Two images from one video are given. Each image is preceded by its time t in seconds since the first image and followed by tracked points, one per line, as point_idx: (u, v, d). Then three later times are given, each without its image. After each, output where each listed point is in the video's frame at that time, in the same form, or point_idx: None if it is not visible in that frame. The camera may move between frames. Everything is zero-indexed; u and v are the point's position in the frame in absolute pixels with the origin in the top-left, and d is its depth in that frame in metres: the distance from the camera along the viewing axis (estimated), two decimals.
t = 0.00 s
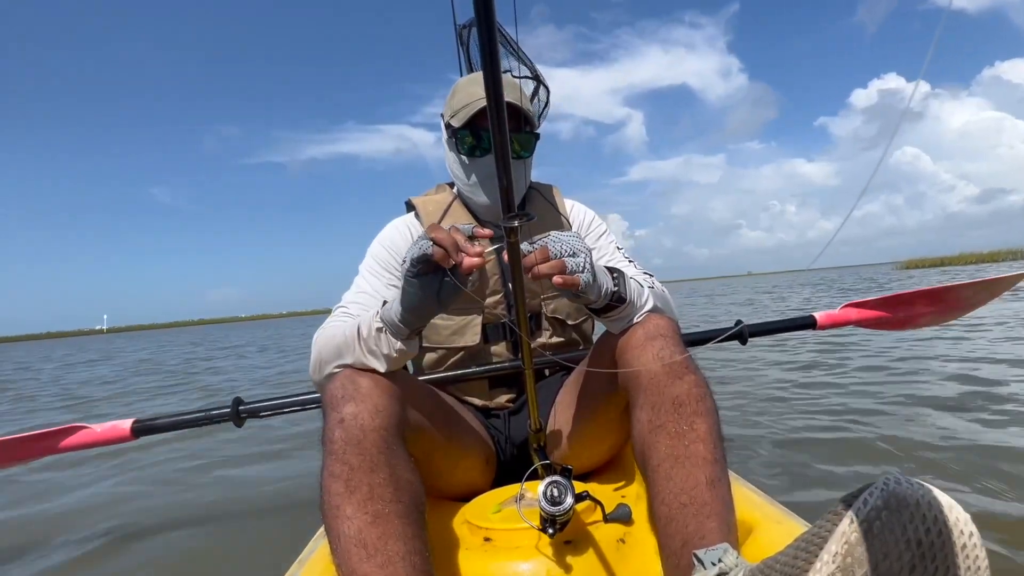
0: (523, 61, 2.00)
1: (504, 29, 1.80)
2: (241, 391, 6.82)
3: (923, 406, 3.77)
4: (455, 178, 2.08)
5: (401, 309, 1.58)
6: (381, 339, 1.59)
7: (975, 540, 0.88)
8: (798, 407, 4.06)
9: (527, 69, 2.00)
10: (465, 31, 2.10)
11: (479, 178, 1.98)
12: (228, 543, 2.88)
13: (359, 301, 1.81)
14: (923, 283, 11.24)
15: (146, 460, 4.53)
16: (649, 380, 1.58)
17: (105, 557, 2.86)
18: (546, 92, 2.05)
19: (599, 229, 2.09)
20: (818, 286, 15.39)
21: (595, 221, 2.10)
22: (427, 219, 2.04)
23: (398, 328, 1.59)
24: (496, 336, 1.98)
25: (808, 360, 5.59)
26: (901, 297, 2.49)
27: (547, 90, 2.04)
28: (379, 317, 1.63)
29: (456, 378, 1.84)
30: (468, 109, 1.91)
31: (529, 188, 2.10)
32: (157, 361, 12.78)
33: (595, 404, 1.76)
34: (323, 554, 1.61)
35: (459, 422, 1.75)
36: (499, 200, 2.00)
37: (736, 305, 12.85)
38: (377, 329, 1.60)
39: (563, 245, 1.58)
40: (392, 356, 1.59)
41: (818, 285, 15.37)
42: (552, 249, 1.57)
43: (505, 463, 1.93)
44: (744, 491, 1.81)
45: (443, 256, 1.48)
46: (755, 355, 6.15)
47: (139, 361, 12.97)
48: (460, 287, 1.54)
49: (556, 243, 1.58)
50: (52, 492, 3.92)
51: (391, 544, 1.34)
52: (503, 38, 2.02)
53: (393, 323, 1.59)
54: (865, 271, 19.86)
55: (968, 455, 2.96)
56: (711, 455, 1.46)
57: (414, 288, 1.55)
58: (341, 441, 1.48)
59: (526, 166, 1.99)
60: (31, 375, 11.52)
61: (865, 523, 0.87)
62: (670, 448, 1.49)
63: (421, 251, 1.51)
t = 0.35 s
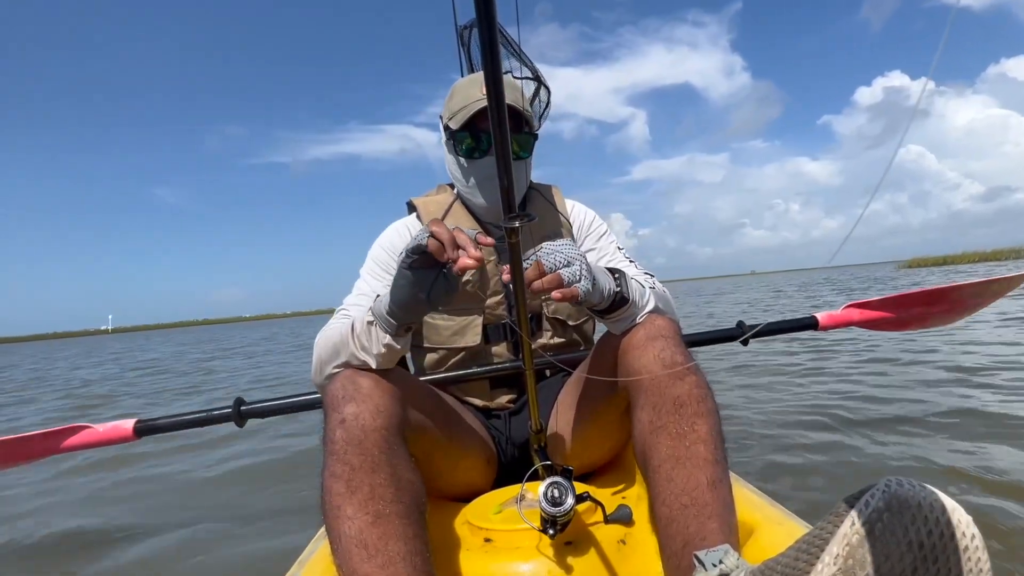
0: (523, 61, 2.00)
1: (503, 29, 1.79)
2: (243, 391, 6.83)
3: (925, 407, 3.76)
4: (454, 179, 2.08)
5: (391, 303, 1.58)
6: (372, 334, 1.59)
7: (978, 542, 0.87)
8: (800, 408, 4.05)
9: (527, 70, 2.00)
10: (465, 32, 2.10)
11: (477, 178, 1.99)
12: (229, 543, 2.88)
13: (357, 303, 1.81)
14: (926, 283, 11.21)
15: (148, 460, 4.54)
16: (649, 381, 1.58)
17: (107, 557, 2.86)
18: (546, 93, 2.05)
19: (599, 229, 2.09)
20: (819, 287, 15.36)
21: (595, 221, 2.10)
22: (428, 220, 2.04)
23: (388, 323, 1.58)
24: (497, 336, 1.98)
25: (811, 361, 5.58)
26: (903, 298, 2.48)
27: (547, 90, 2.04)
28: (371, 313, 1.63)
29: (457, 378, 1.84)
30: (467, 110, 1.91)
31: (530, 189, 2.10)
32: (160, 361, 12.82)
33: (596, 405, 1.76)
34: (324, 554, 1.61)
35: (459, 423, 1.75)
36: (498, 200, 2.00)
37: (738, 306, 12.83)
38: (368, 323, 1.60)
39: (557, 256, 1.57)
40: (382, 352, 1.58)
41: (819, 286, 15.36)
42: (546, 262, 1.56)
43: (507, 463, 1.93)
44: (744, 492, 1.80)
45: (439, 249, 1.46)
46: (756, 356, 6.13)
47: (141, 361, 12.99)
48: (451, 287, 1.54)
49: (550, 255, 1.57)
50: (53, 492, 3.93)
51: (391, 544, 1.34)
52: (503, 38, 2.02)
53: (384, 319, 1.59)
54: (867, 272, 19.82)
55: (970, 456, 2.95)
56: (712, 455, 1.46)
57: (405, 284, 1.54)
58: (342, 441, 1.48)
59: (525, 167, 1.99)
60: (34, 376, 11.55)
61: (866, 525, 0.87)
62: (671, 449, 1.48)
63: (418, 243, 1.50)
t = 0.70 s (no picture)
0: (523, 61, 1.99)
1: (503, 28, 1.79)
2: (245, 390, 6.84)
3: (927, 407, 3.75)
4: (455, 178, 2.08)
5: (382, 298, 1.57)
6: (367, 329, 1.59)
7: (978, 542, 0.87)
8: (801, 408, 4.04)
9: (527, 69, 1.99)
10: (465, 31, 2.10)
11: (477, 178, 1.99)
12: (230, 542, 2.89)
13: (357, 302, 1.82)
14: (927, 283, 11.19)
15: (149, 459, 4.55)
16: (649, 380, 1.58)
17: (109, 556, 2.87)
18: (547, 92, 2.05)
19: (601, 230, 2.09)
20: (820, 287, 15.34)
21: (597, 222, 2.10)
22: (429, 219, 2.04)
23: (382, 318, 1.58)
24: (497, 334, 1.98)
25: (812, 360, 5.57)
26: (903, 298, 2.48)
27: (547, 89, 2.03)
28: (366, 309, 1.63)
29: (457, 377, 1.84)
30: (467, 109, 1.91)
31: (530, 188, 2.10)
32: (161, 360, 12.84)
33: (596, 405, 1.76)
34: (323, 553, 1.61)
35: (459, 423, 1.75)
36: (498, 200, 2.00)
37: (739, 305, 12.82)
38: (363, 319, 1.60)
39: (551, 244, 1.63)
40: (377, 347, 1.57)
41: (821, 286, 15.34)
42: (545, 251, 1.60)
43: (507, 462, 1.93)
44: (744, 491, 1.80)
45: (434, 254, 1.46)
46: (756, 356, 6.12)
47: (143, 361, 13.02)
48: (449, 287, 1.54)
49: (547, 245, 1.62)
50: (55, 491, 3.94)
51: (391, 543, 1.34)
52: (503, 38, 2.02)
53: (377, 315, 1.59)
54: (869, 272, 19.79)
55: (971, 457, 2.95)
56: (712, 455, 1.45)
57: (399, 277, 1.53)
58: (342, 440, 1.48)
59: (526, 166, 1.99)
60: (36, 376, 11.57)
61: (866, 525, 0.87)
62: (671, 449, 1.48)
63: (411, 247, 1.49)
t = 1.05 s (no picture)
0: (523, 61, 1.99)
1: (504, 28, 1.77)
2: (246, 391, 6.85)
3: (929, 406, 3.74)
4: (461, 173, 2.08)
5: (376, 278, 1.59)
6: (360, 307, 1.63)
7: (980, 540, 0.87)
8: (803, 407, 4.03)
9: (527, 69, 1.99)
10: (464, 32, 2.09)
11: (483, 175, 1.99)
12: (232, 543, 2.89)
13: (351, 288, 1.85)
14: (928, 281, 11.17)
15: (151, 459, 4.56)
16: (651, 380, 1.57)
17: (111, 557, 2.87)
18: (546, 93, 2.04)
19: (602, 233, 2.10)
20: (821, 285, 15.32)
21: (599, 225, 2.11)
22: (433, 215, 2.04)
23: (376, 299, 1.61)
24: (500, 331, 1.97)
25: (813, 360, 5.56)
26: (903, 297, 2.47)
27: (547, 90, 2.03)
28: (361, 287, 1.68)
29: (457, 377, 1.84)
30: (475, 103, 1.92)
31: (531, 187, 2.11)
32: (163, 362, 12.87)
33: (597, 405, 1.76)
34: (324, 554, 1.61)
35: (459, 422, 1.75)
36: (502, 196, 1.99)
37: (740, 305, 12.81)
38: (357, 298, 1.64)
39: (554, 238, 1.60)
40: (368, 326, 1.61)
41: (821, 285, 15.32)
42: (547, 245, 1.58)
43: (507, 462, 1.93)
44: (745, 490, 1.80)
45: (425, 266, 1.41)
46: (757, 355, 6.11)
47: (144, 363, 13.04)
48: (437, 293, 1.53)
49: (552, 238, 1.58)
50: (58, 493, 3.95)
51: (391, 543, 1.34)
52: (502, 39, 2.01)
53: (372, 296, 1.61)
54: (871, 270, 19.75)
55: (974, 455, 2.94)
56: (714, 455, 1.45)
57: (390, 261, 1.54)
58: (342, 442, 1.48)
59: (527, 164, 1.99)
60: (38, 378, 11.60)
61: (868, 523, 0.86)
62: (672, 448, 1.48)
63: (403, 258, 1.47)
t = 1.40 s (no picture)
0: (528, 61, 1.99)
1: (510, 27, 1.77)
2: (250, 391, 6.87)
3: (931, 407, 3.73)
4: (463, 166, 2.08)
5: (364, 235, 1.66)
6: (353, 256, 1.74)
7: (976, 549, 0.87)
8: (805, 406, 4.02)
9: (531, 70, 1.99)
10: (470, 31, 2.09)
11: (489, 167, 1.98)
12: (232, 543, 2.91)
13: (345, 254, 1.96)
14: (933, 281, 11.12)
15: (155, 458, 4.58)
16: (651, 384, 1.58)
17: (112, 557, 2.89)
18: (549, 94, 2.04)
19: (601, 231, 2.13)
20: (825, 285, 15.27)
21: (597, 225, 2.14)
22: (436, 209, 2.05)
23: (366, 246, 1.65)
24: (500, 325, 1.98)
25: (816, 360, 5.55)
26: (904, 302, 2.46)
27: (550, 91, 2.03)
28: (351, 243, 1.78)
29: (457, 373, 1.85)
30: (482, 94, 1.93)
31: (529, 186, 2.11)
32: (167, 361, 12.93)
33: (597, 408, 1.76)
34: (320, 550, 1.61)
35: (456, 420, 1.75)
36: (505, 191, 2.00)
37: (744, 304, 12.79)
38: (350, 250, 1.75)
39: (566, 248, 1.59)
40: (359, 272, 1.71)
41: (825, 284, 15.27)
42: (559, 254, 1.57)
43: (505, 461, 1.93)
44: (743, 496, 1.80)
45: (421, 227, 1.41)
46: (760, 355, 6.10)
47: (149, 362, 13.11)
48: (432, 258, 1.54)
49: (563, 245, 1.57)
50: (62, 492, 3.97)
51: (387, 541, 1.34)
52: (507, 38, 2.01)
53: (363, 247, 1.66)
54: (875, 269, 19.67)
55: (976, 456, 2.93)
56: (713, 459, 1.45)
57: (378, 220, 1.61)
58: (339, 438, 1.48)
59: (528, 160, 1.99)
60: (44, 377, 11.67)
61: (865, 529, 0.86)
62: (671, 451, 1.48)
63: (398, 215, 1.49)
